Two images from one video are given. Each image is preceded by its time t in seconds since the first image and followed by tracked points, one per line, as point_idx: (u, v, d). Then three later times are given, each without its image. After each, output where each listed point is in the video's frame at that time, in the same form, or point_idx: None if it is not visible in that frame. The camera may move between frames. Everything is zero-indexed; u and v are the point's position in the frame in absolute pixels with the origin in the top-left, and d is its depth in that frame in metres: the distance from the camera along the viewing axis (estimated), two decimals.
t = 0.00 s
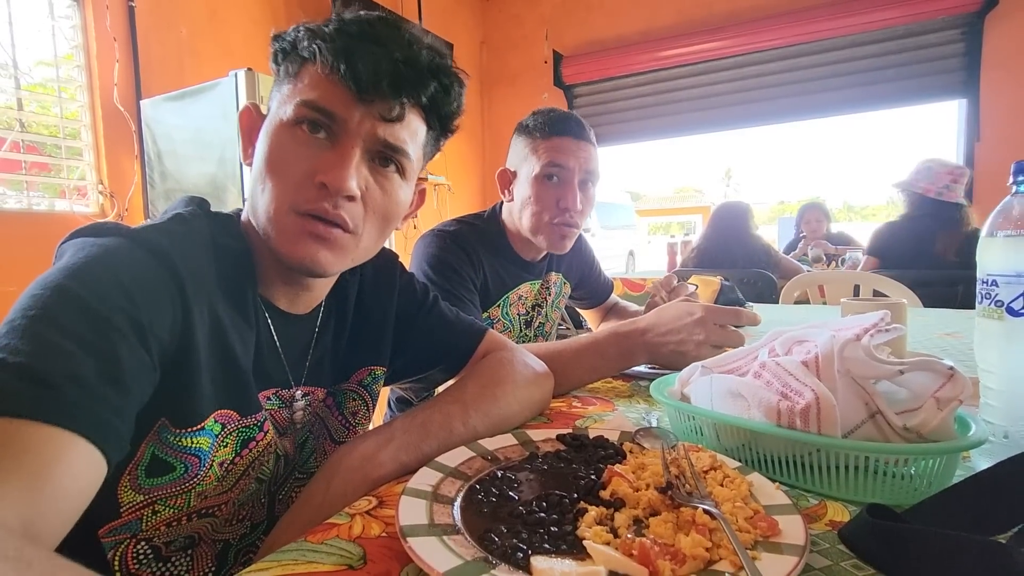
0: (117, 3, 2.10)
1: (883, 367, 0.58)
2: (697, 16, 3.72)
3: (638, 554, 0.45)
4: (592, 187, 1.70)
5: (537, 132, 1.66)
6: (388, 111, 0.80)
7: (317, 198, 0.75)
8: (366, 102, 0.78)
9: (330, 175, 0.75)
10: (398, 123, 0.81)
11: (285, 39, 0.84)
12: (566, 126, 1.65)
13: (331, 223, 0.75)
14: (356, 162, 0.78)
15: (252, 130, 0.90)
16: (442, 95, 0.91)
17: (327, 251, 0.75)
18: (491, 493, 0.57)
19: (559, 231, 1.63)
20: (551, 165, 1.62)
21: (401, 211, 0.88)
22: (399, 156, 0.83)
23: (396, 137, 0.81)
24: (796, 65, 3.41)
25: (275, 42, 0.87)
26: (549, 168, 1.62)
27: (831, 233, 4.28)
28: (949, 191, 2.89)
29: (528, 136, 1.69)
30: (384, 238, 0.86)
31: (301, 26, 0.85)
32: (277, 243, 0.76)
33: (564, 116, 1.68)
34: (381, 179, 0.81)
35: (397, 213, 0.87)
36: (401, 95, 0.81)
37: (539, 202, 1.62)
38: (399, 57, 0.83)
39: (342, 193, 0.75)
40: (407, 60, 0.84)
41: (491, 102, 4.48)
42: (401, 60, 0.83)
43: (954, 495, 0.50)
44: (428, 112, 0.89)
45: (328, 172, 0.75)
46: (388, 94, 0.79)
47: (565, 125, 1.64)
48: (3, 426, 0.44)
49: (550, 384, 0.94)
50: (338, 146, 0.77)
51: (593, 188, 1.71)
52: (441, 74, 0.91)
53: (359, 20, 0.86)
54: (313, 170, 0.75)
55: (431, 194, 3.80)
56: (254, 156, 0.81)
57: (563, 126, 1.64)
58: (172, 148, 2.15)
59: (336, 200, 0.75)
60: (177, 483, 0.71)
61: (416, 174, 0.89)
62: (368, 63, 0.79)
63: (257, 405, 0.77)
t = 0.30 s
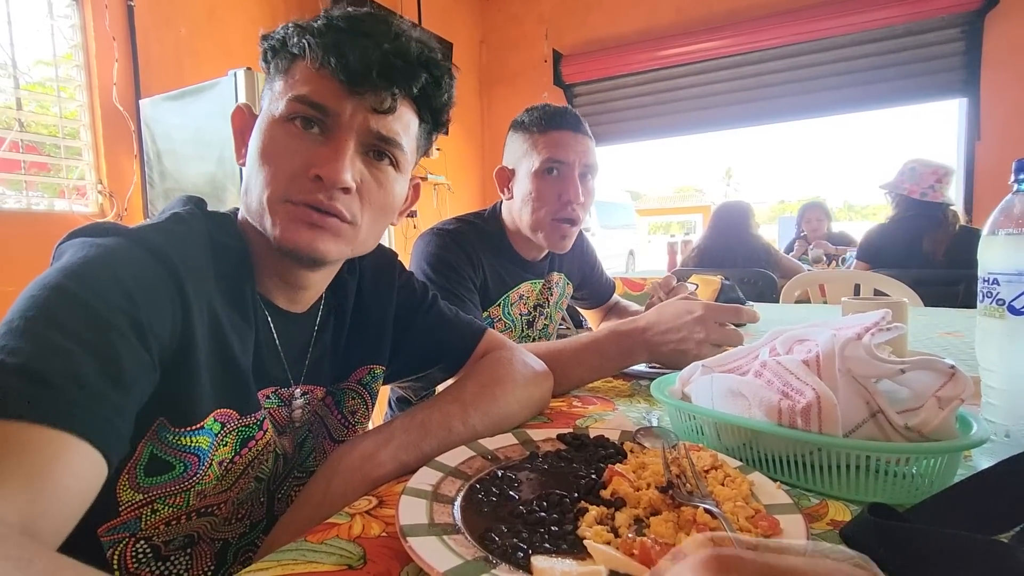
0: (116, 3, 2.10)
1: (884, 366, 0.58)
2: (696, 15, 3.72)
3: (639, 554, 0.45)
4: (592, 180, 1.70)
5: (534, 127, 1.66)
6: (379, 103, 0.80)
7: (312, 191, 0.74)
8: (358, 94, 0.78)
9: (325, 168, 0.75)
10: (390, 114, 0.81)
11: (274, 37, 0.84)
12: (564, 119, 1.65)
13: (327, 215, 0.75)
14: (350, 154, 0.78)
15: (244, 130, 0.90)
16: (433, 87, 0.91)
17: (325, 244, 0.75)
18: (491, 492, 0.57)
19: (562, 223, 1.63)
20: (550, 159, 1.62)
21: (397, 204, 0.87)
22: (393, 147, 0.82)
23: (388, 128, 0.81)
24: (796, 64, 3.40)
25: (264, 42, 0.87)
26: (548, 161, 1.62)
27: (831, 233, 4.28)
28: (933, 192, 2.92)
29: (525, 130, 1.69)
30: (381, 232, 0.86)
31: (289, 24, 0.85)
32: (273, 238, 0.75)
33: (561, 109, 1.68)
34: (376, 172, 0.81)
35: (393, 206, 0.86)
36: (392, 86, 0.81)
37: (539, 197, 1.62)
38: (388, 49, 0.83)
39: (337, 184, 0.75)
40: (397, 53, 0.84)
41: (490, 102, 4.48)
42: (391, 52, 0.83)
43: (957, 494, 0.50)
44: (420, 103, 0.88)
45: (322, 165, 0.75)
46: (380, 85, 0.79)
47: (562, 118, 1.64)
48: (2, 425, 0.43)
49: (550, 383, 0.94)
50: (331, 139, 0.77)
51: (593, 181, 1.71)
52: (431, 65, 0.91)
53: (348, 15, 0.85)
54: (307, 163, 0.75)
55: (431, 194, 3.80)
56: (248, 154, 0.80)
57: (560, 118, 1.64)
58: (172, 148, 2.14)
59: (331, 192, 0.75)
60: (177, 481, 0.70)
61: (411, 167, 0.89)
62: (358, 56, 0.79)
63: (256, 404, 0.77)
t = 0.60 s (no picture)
0: (117, 4, 2.10)
1: (884, 366, 0.58)
2: (697, 15, 3.72)
3: (639, 554, 0.45)
4: (596, 198, 1.70)
5: (542, 140, 1.64)
6: (375, 98, 0.80)
7: (311, 186, 0.74)
8: (354, 89, 0.78)
9: (323, 162, 0.75)
10: (387, 109, 0.81)
11: (270, 37, 0.84)
12: (574, 137, 1.63)
13: (326, 210, 0.75)
14: (348, 149, 0.78)
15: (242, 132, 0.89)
16: (429, 82, 0.90)
17: (325, 240, 0.75)
18: (491, 492, 0.57)
19: (560, 242, 1.63)
20: (555, 178, 1.61)
21: (395, 201, 0.87)
22: (390, 142, 0.82)
23: (385, 123, 0.81)
24: (797, 64, 3.40)
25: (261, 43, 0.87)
26: (552, 181, 1.61)
27: (832, 233, 4.28)
28: (934, 191, 2.89)
29: (533, 143, 1.67)
30: (379, 229, 0.86)
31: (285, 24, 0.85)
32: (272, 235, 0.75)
33: (571, 124, 1.65)
34: (373, 167, 0.81)
35: (391, 202, 0.86)
36: (388, 80, 0.81)
37: (541, 214, 1.62)
38: (384, 45, 0.83)
39: (335, 178, 0.75)
40: (392, 48, 0.84)
41: (491, 101, 4.48)
42: (385, 47, 0.83)
43: (958, 494, 0.50)
44: (416, 99, 0.88)
45: (320, 159, 0.75)
46: (376, 80, 0.79)
47: (572, 136, 1.62)
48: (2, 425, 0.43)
49: (550, 383, 0.94)
50: (329, 135, 0.77)
51: (597, 198, 1.71)
52: (426, 61, 0.90)
53: (343, 14, 0.85)
54: (305, 158, 0.75)
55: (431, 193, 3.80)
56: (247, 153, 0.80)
57: (569, 137, 1.62)
58: (172, 148, 2.14)
59: (329, 186, 0.74)
60: (177, 480, 0.70)
61: (408, 163, 0.88)
62: (354, 52, 0.79)
63: (257, 403, 0.77)
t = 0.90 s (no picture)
0: (117, 4, 2.10)
1: (884, 366, 0.58)
2: (697, 15, 3.72)
3: (638, 553, 0.45)
4: (597, 198, 1.70)
5: (543, 140, 1.65)
6: (375, 98, 0.80)
7: (311, 186, 0.74)
8: (354, 89, 0.78)
9: (323, 162, 0.75)
10: (386, 109, 0.81)
11: (270, 38, 0.84)
12: (574, 137, 1.63)
13: (326, 209, 0.75)
14: (348, 149, 0.78)
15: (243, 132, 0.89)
16: (428, 82, 0.91)
17: (325, 239, 0.75)
18: (491, 492, 0.57)
19: (561, 242, 1.63)
20: (556, 177, 1.61)
21: (394, 200, 0.87)
22: (390, 142, 0.83)
23: (385, 123, 0.81)
24: (797, 64, 3.40)
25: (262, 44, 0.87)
26: (553, 180, 1.61)
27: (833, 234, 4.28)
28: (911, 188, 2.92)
29: (534, 142, 1.67)
30: (379, 228, 0.86)
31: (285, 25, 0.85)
32: (272, 233, 0.75)
33: (571, 124, 1.66)
34: (373, 167, 0.81)
35: (391, 202, 0.86)
36: (388, 79, 0.81)
37: (541, 214, 1.62)
38: (383, 45, 0.83)
39: (335, 177, 0.75)
40: (391, 48, 0.84)
41: (491, 101, 4.48)
42: (385, 47, 0.83)
43: (957, 493, 0.50)
44: (415, 99, 0.88)
45: (320, 158, 0.75)
46: (375, 79, 0.79)
47: (573, 136, 1.63)
48: (4, 425, 0.43)
49: (550, 383, 0.94)
50: (329, 135, 0.77)
51: (597, 199, 1.71)
52: (425, 61, 0.91)
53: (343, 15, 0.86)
54: (305, 157, 0.75)
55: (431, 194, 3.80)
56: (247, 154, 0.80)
57: (570, 137, 1.63)
58: (172, 148, 2.14)
59: (328, 185, 0.75)
60: (179, 478, 0.71)
61: (408, 163, 0.89)
62: (354, 52, 0.79)
63: (259, 402, 0.77)
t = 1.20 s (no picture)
0: (117, 4, 2.10)
1: (885, 366, 0.58)
2: (697, 15, 3.72)
3: (639, 554, 0.45)
4: (597, 198, 1.70)
5: (543, 140, 1.65)
6: (377, 98, 0.80)
7: (312, 186, 0.74)
8: (355, 89, 0.78)
9: (325, 162, 0.75)
10: (388, 109, 0.81)
11: (270, 38, 0.84)
12: (575, 136, 1.63)
13: (328, 209, 0.75)
14: (349, 149, 0.78)
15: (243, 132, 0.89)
16: (429, 82, 0.91)
17: (326, 239, 0.75)
18: (491, 492, 0.57)
19: (562, 241, 1.63)
20: (556, 176, 1.61)
21: (396, 200, 0.87)
22: (391, 143, 0.83)
23: (386, 123, 0.81)
24: (797, 64, 3.40)
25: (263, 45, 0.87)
26: (553, 179, 1.61)
27: (834, 235, 4.27)
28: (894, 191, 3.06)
29: (533, 142, 1.67)
30: (382, 228, 0.86)
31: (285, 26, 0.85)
32: (273, 234, 0.75)
33: (570, 123, 1.66)
34: (374, 167, 0.81)
35: (392, 202, 0.87)
36: (388, 80, 0.81)
37: (542, 213, 1.62)
38: (384, 45, 0.83)
39: (337, 178, 0.75)
40: (392, 48, 0.84)
41: (491, 102, 4.48)
42: (385, 47, 0.83)
43: (960, 494, 0.50)
44: (416, 99, 0.88)
45: (322, 159, 0.75)
46: (376, 79, 0.79)
47: (573, 135, 1.63)
48: (3, 426, 0.43)
49: (551, 383, 0.94)
50: (330, 135, 0.77)
51: (598, 198, 1.71)
52: (426, 61, 0.91)
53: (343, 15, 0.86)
54: (306, 158, 0.75)
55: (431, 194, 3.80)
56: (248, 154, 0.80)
57: (571, 135, 1.63)
58: (172, 148, 2.14)
59: (331, 185, 0.75)
60: (180, 479, 0.71)
61: (409, 163, 0.89)
62: (354, 51, 0.79)
63: (260, 402, 0.77)
